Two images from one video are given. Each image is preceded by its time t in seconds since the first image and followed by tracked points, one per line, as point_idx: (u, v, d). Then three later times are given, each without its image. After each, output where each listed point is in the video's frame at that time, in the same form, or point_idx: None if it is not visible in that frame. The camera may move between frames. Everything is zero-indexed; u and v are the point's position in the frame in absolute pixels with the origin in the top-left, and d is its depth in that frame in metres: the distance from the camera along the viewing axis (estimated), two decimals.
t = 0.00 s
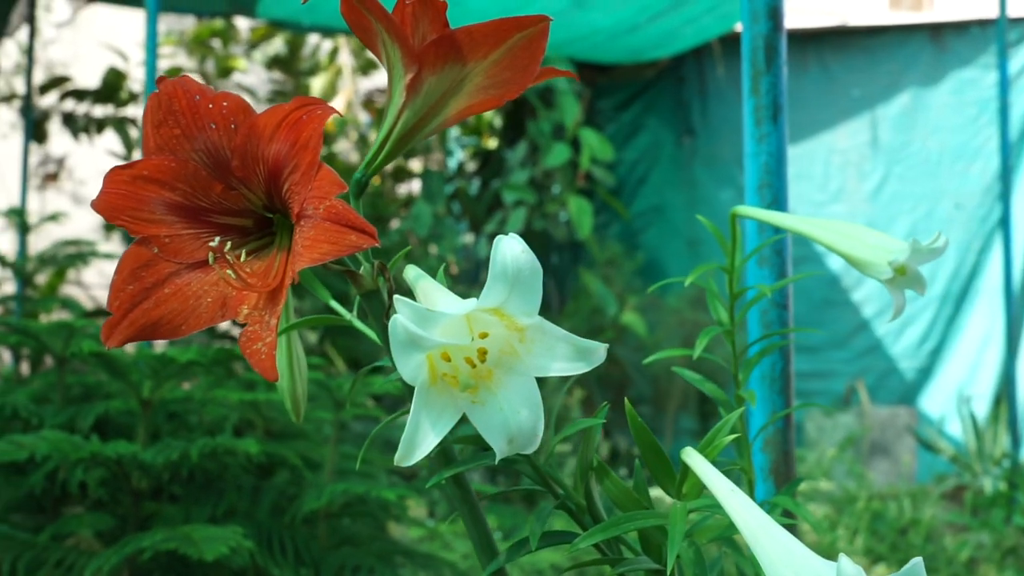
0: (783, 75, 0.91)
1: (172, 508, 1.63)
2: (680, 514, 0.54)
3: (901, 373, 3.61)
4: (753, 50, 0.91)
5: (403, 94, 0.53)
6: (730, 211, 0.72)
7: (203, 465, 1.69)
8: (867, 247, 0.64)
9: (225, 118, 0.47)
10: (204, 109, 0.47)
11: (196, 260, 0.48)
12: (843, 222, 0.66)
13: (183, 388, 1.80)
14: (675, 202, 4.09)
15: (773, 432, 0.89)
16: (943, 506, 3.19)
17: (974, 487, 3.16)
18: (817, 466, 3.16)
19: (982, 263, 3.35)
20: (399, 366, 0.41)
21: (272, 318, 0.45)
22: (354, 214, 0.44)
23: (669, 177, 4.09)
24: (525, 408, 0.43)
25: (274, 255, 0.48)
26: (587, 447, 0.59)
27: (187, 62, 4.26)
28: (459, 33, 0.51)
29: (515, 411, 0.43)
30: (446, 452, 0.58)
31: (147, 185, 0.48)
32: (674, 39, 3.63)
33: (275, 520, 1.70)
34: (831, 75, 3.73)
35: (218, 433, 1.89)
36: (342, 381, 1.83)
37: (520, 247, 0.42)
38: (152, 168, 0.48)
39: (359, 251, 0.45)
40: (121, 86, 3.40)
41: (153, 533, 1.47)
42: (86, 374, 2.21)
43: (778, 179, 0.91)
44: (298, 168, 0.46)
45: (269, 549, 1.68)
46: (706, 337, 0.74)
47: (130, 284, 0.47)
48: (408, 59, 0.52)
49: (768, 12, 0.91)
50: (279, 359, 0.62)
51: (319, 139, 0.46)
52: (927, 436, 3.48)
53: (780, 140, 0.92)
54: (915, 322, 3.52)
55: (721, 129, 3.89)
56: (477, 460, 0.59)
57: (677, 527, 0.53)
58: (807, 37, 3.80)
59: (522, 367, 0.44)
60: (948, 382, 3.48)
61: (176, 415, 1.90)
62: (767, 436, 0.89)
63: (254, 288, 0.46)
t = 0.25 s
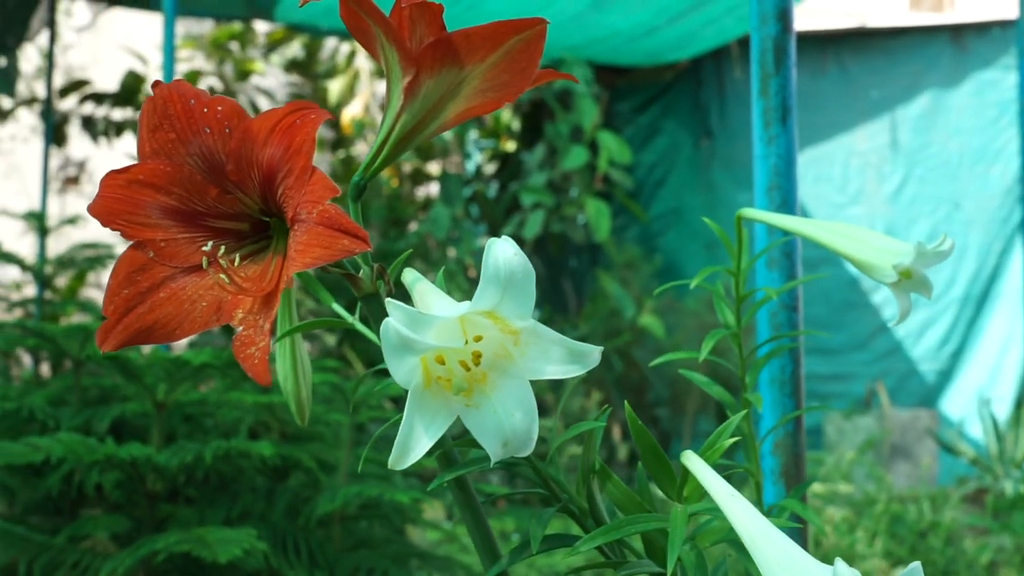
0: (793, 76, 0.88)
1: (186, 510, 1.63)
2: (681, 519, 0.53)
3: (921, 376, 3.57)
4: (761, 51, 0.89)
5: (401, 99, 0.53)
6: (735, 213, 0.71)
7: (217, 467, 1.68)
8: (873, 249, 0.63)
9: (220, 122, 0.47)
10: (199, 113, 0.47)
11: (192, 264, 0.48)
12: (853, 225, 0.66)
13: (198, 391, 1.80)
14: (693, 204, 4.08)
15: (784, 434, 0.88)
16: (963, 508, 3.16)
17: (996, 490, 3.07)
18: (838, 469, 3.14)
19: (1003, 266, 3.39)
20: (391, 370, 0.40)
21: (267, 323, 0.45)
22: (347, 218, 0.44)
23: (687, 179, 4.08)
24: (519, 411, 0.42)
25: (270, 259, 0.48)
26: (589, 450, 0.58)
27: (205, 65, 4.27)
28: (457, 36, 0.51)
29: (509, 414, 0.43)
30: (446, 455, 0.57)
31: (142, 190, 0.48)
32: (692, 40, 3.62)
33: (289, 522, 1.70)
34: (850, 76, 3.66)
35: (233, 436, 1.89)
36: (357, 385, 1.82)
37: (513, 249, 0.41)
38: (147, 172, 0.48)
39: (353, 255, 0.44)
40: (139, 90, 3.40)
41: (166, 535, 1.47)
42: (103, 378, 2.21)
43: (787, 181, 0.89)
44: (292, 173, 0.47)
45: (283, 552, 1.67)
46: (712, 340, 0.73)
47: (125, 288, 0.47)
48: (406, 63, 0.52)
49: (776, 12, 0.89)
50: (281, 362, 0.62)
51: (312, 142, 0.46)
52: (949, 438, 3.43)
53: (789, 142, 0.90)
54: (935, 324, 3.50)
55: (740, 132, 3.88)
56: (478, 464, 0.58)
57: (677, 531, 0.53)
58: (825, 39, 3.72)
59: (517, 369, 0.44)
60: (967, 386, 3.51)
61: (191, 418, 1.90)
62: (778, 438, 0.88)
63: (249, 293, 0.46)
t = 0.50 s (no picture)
0: (803, 76, 0.87)
1: (201, 511, 1.64)
2: (681, 520, 0.54)
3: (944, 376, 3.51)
4: (772, 51, 0.88)
5: (401, 100, 0.53)
6: (741, 214, 0.71)
7: (232, 468, 1.69)
8: (878, 250, 0.63)
9: (218, 124, 0.47)
10: (198, 115, 0.47)
11: (190, 265, 0.48)
12: (858, 227, 0.65)
13: (214, 394, 1.81)
14: (713, 204, 4.07)
15: (793, 436, 0.88)
16: (985, 510, 3.13)
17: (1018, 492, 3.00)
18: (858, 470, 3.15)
19: None
20: (382, 374, 0.41)
21: (265, 324, 0.45)
22: (344, 219, 0.44)
23: (707, 180, 4.07)
24: (512, 415, 0.43)
25: (269, 261, 0.49)
26: (591, 451, 0.59)
27: (225, 67, 4.29)
28: (455, 36, 0.51)
29: (501, 418, 0.43)
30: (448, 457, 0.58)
31: (141, 191, 0.48)
32: (712, 40, 3.61)
33: (303, 523, 1.70)
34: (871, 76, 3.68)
35: (249, 437, 1.89)
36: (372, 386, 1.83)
37: (504, 253, 0.42)
38: (146, 174, 0.48)
39: (349, 257, 0.45)
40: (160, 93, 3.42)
41: (182, 536, 1.48)
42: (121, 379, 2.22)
43: (800, 182, 0.88)
44: (290, 174, 0.46)
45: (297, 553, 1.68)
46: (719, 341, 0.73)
47: (123, 290, 0.47)
48: (406, 64, 0.52)
49: (787, 13, 0.88)
50: (287, 364, 0.62)
51: (308, 145, 0.46)
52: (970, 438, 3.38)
53: (799, 143, 0.88)
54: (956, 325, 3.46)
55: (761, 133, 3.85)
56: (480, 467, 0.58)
57: (678, 533, 0.53)
58: (846, 38, 3.75)
59: (509, 373, 0.44)
60: (991, 386, 3.41)
61: (207, 419, 1.91)
62: (788, 439, 0.88)
63: (247, 293, 0.46)
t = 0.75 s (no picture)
0: (814, 76, 0.87)
1: (217, 512, 1.65)
2: (684, 521, 0.54)
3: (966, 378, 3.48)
4: (783, 51, 0.87)
5: (403, 100, 0.53)
6: (746, 214, 0.71)
7: (248, 470, 1.70)
8: (885, 251, 0.63)
9: (218, 125, 0.47)
10: (198, 116, 0.47)
11: (190, 266, 0.48)
12: (862, 226, 0.65)
13: (231, 396, 1.82)
14: (733, 205, 4.05)
15: (805, 438, 0.88)
16: (1006, 513, 3.11)
17: None
18: (878, 471, 3.10)
19: None
20: (382, 371, 0.40)
21: (264, 325, 0.45)
22: (343, 219, 0.44)
23: (727, 181, 4.06)
24: (512, 413, 0.43)
25: (270, 263, 0.49)
26: (595, 451, 0.59)
27: (245, 69, 4.30)
28: (455, 37, 0.51)
29: (501, 415, 0.43)
30: (452, 458, 0.58)
31: (142, 193, 0.48)
32: (731, 41, 3.59)
33: (318, 524, 1.71)
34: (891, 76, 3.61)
35: (266, 438, 1.89)
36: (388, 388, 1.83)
37: (503, 250, 0.42)
38: (147, 175, 0.48)
39: (348, 257, 0.44)
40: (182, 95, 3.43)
41: (196, 537, 1.49)
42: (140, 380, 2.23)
43: (813, 182, 0.87)
44: (289, 175, 0.47)
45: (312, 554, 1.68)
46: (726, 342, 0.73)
47: (125, 290, 0.47)
48: (407, 65, 0.52)
49: (798, 13, 0.88)
50: (293, 365, 0.62)
51: (308, 145, 0.46)
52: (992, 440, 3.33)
53: (810, 144, 0.87)
54: (978, 326, 3.43)
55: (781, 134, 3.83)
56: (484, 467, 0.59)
57: (679, 532, 0.53)
58: (866, 38, 3.69)
59: (509, 371, 0.44)
60: (1013, 387, 3.39)
61: (225, 421, 1.91)
62: (800, 440, 0.88)
63: (248, 294, 0.46)
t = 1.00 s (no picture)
0: (825, 78, 0.86)
1: (231, 515, 1.65)
2: (684, 525, 0.53)
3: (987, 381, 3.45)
4: (794, 52, 0.87)
5: (402, 104, 0.53)
6: (754, 216, 0.70)
7: (263, 473, 1.70)
8: (890, 253, 0.62)
9: (215, 129, 0.47)
10: (195, 120, 0.47)
11: (188, 269, 0.48)
12: (870, 228, 0.64)
13: (247, 398, 1.82)
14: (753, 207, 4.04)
15: (815, 441, 0.87)
16: None
17: None
18: (897, 474, 3.07)
19: None
20: (375, 373, 0.40)
21: (261, 328, 0.45)
22: (337, 224, 0.44)
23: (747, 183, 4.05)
24: (507, 414, 0.43)
25: (267, 266, 0.49)
26: (597, 455, 0.59)
27: (266, 73, 4.31)
28: (453, 40, 0.51)
29: (497, 417, 0.43)
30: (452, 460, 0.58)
31: (140, 197, 0.49)
32: (751, 43, 3.58)
33: (332, 527, 1.71)
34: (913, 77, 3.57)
35: (282, 441, 1.90)
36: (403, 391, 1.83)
37: (498, 252, 0.41)
38: (145, 180, 0.48)
39: (343, 261, 0.44)
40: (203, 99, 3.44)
41: (210, 540, 1.49)
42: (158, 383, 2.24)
43: (822, 185, 0.86)
44: (285, 179, 0.47)
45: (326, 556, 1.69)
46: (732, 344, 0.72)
47: (121, 294, 0.47)
48: (406, 69, 0.52)
49: (808, 14, 0.87)
50: (299, 367, 0.62)
51: (304, 149, 0.46)
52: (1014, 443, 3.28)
53: (821, 145, 0.86)
54: (1000, 329, 3.39)
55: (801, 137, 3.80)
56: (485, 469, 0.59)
57: (680, 537, 0.52)
58: (889, 39, 3.65)
59: (505, 373, 0.44)
60: None
61: (242, 424, 1.92)
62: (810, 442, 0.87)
63: (243, 299, 0.47)
